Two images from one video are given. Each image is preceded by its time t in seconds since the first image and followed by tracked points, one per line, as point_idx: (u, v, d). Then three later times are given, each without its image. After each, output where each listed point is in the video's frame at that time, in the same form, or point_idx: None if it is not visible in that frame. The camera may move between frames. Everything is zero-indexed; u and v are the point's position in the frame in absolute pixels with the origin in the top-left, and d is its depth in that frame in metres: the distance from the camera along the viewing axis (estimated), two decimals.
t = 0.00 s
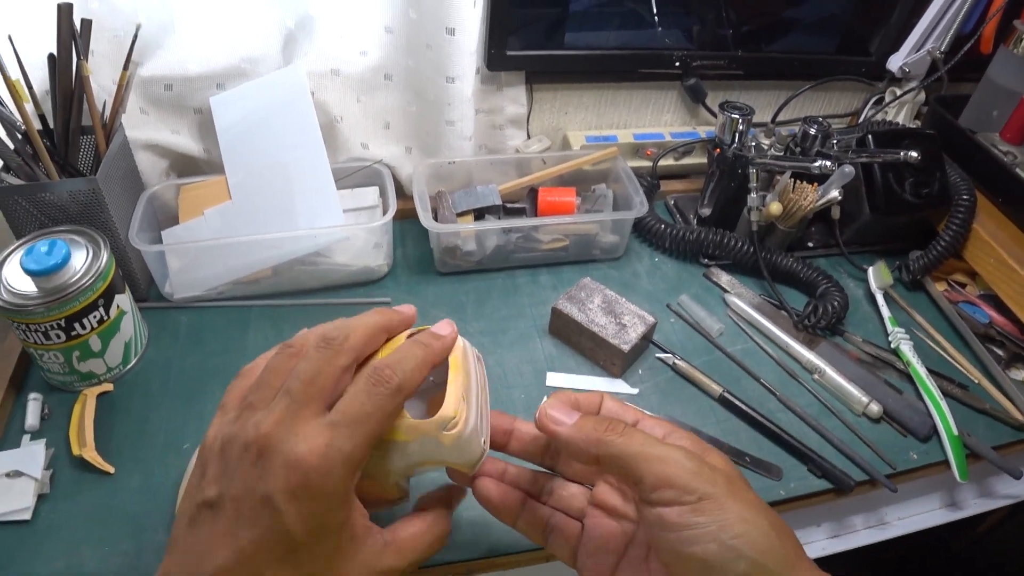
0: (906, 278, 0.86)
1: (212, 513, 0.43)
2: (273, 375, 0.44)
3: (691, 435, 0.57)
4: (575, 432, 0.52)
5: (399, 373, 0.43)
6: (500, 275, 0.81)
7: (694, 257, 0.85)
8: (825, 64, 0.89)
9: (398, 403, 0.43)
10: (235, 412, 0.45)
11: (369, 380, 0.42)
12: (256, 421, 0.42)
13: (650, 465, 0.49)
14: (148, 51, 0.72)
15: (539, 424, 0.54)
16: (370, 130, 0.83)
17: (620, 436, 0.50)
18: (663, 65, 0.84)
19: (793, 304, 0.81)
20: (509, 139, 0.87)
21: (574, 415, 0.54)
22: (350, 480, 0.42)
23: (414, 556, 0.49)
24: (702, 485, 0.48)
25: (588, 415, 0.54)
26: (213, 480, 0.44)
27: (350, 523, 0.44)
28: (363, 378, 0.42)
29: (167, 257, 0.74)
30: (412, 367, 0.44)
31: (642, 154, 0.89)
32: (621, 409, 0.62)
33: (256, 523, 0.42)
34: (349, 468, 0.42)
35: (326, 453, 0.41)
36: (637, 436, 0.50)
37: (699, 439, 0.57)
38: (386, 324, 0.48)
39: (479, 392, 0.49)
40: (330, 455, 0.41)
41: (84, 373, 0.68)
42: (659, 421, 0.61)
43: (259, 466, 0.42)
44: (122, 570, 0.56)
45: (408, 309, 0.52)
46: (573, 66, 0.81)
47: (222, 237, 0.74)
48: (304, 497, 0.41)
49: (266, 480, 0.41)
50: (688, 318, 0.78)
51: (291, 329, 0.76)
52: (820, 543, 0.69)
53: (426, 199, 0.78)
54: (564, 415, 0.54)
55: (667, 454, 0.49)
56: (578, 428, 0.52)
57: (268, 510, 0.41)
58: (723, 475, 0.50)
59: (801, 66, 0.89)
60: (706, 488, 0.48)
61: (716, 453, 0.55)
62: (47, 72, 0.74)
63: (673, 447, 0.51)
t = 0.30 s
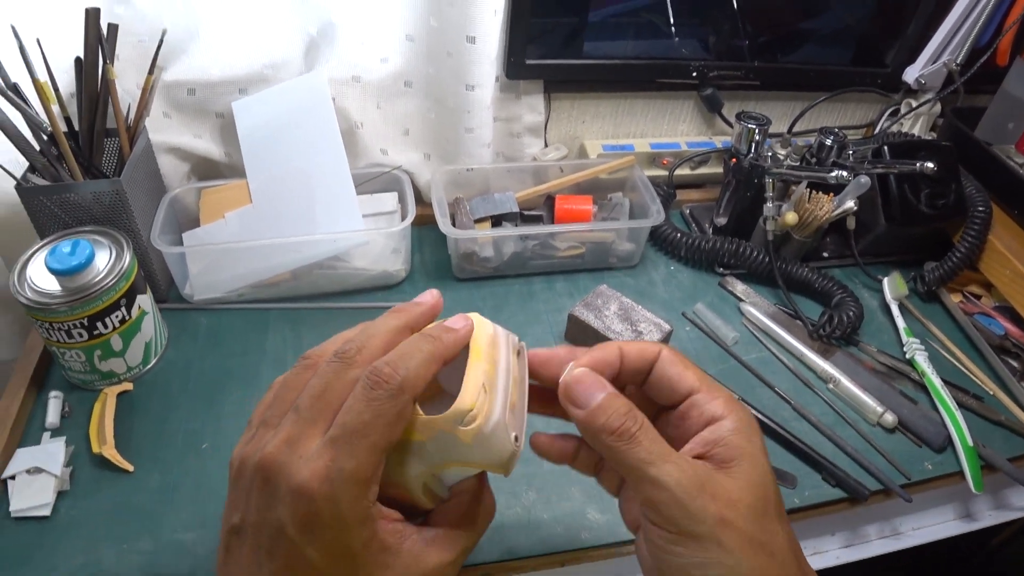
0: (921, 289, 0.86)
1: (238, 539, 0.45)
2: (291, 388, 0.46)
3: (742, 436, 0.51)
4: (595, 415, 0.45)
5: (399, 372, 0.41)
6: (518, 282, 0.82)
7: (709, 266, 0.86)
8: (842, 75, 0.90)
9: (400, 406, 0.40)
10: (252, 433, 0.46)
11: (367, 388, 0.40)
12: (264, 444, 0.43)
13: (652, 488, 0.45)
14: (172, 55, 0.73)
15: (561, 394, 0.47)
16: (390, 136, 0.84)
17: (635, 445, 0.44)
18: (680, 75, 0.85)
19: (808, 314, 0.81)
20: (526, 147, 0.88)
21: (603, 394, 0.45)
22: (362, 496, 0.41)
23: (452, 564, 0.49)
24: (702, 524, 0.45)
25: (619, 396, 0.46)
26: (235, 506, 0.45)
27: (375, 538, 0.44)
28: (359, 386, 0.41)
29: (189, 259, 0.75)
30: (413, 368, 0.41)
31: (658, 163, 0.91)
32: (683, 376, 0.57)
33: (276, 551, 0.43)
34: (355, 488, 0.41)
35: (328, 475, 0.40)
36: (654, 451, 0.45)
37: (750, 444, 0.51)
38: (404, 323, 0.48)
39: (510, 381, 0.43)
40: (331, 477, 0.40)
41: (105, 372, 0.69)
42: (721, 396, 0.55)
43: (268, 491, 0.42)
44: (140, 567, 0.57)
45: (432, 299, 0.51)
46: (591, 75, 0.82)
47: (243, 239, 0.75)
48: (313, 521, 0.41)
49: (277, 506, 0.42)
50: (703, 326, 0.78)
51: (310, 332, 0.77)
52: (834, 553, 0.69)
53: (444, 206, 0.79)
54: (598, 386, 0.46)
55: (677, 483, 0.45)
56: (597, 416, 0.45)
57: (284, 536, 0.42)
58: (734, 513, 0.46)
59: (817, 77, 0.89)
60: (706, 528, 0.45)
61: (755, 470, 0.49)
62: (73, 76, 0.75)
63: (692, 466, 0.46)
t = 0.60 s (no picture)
0: (925, 312, 0.86)
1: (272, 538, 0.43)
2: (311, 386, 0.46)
3: (781, 463, 0.50)
4: (622, 421, 0.44)
5: (456, 365, 0.38)
6: (521, 292, 0.81)
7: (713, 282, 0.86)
8: (850, 95, 0.90)
9: (456, 402, 0.37)
10: (289, 425, 0.44)
11: (417, 382, 0.38)
12: (303, 439, 0.41)
13: (667, 506, 0.45)
14: (184, 55, 0.74)
15: (586, 393, 0.45)
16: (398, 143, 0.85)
17: (658, 460, 0.43)
18: (689, 91, 0.86)
19: (811, 333, 0.81)
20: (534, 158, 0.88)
21: (634, 400, 0.43)
22: (410, 498, 0.39)
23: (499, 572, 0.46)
24: (711, 550, 0.45)
25: (655, 404, 0.44)
26: (270, 504, 0.43)
27: (423, 543, 0.41)
28: (411, 379, 0.38)
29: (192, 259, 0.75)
30: (469, 363, 0.38)
31: (665, 178, 0.91)
32: (730, 385, 0.54)
33: (316, 555, 0.41)
34: (404, 488, 0.38)
35: (375, 476, 0.38)
36: (677, 473, 0.44)
37: (789, 472, 0.50)
38: (457, 314, 0.46)
39: (566, 378, 0.42)
40: (379, 478, 0.38)
41: (104, 368, 0.69)
42: (767, 410, 0.53)
43: (308, 491, 0.40)
44: (132, 565, 0.56)
45: (488, 286, 0.49)
46: (600, 88, 0.82)
47: (247, 240, 0.75)
48: (358, 523, 0.39)
49: (318, 507, 0.40)
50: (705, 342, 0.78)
51: (311, 336, 0.77)
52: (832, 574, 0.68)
53: (449, 214, 0.79)
54: (632, 388, 0.44)
55: (694, 508, 0.44)
56: (626, 424, 0.43)
57: (325, 539, 0.40)
58: (748, 543, 0.46)
59: (826, 96, 0.89)
60: (715, 554, 0.45)
61: (784, 499, 0.49)
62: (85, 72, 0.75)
63: (716, 490, 0.46)
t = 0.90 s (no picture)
0: (922, 327, 0.86)
1: (282, 544, 0.42)
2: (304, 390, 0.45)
3: (789, 474, 0.50)
4: (629, 429, 0.43)
5: (486, 378, 0.38)
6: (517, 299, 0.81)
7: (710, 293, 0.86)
8: (851, 109, 0.90)
9: (486, 415, 0.37)
10: (300, 426, 0.43)
11: (445, 393, 0.37)
12: (317, 444, 0.40)
13: (673, 515, 0.45)
14: (187, 54, 0.74)
15: (593, 401, 0.44)
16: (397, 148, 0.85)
17: (664, 468, 0.43)
18: (690, 102, 0.86)
19: (807, 346, 0.81)
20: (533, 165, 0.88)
21: (641, 407, 0.43)
22: (429, 510, 0.38)
23: None
24: (719, 559, 0.45)
25: (661, 411, 0.44)
26: (280, 509, 0.43)
27: (436, 554, 0.40)
28: (441, 391, 0.38)
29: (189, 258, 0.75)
30: (499, 377, 0.38)
31: (664, 189, 0.91)
32: (740, 397, 0.53)
33: (328, 561, 0.40)
34: (426, 501, 0.38)
35: (396, 487, 0.37)
36: (685, 482, 0.43)
37: (798, 484, 0.49)
38: (483, 322, 0.44)
39: (575, 385, 0.41)
40: (400, 490, 0.37)
41: (97, 366, 0.69)
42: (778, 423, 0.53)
43: (323, 499, 0.40)
44: (119, 565, 0.56)
45: (516, 297, 0.47)
46: (601, 97, 0.82)
47: (244, 241, 0.75)
48: (374, 533, 0.38)
49: (334, 515, 0.39)
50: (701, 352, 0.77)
51: (306, 338, 0.77)
52: None
53: (447, 219, 0.79)
54: (639, 396, 0.44)
55: (702, 517, 0.44)
56: (632, 431, 0.43)
57: (339, 548, 0.39)
58: (754, 552, 0.45)
59: (826, 110, 0.90)
60: (723, 564, 0.45)
61: (792, 511, 0.48)
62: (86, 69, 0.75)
63: (724, 499, 0.45)
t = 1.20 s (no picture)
0: (918, 333, 0.86)
1: (286, 552, 0.41)
2: (297, 394, 0.45)
3: (796, 479, 0.49)
4: (628, 440, 0.43)
5: (508, 392, 0.37)
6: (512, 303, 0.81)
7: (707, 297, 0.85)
8: (849, 114, 0.90)
9: (506, 429, 0.37)
10: (306, 431, 0.42)
11: (464, 406, 0.37)
12: (327, 453, 0.39)
13: (677, 524, 0.44)
14: (183, 56, 0.73)
15: (590, 412, 0.45)
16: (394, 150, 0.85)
17: (666, 478, 0.42)
18: (687, 106, 0.85)
19: (803, 351, 0.81)
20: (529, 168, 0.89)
21: (639, 417, 0.43)
22: (445, 522, 0.38)
23: None
24: (727, 570, 0.44)
25: (659, 422, 0.44)
26: (284, 515, 0.42)
27: (447, 562, 0.40)
28: (461, 403, 0.37)
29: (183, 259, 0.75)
30: (520, 390, 0.37)
31: (660, 193, 0.90)
32: (741, 406, 0.52)
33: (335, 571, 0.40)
34: (441, 512, 0.37)
35: (413, 500, 0.37)
36: (687, 491, 0.43)
37: (805, 488, 0.48)
38: (496, 328, 0.43)
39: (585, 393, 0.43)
40: (417, 502, 0.37)
41: (90, 367, 0.68)
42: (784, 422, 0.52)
43: (334, 509, 0.39)
44: (109, 568, 0.56)
45: (529, 302, 0.46)
46: (598, 101, 0.82)
47: (238, 243, 0.75)
48: (388, 545, 0.38)
49: (345, 527, 0.39)
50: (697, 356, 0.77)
51: (300, 341, 0.77)
52: None
53: (443, 222, 0.79)
54: (636, 408, 0.44)
55: (706, 526, 0.43)
56: (630, 442, 0.43)
57: (349, 559, 0.39)
58: (762, 562, 0.44)
59: (823, 115, 0.90)
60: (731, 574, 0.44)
61: (801, 516, 0.47)
62: (83, 69, 0.75)
63: (728, 506, 0.44)
